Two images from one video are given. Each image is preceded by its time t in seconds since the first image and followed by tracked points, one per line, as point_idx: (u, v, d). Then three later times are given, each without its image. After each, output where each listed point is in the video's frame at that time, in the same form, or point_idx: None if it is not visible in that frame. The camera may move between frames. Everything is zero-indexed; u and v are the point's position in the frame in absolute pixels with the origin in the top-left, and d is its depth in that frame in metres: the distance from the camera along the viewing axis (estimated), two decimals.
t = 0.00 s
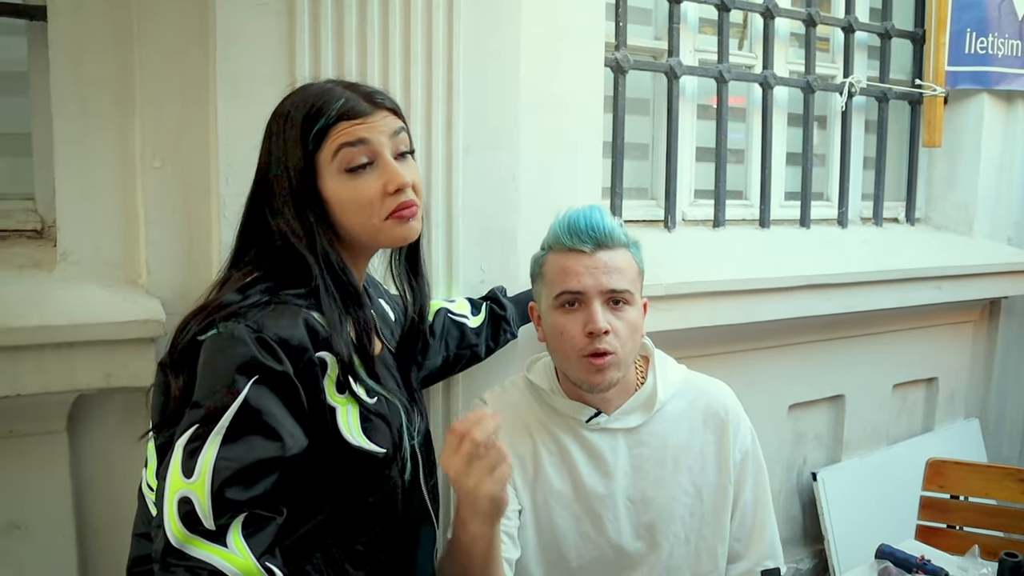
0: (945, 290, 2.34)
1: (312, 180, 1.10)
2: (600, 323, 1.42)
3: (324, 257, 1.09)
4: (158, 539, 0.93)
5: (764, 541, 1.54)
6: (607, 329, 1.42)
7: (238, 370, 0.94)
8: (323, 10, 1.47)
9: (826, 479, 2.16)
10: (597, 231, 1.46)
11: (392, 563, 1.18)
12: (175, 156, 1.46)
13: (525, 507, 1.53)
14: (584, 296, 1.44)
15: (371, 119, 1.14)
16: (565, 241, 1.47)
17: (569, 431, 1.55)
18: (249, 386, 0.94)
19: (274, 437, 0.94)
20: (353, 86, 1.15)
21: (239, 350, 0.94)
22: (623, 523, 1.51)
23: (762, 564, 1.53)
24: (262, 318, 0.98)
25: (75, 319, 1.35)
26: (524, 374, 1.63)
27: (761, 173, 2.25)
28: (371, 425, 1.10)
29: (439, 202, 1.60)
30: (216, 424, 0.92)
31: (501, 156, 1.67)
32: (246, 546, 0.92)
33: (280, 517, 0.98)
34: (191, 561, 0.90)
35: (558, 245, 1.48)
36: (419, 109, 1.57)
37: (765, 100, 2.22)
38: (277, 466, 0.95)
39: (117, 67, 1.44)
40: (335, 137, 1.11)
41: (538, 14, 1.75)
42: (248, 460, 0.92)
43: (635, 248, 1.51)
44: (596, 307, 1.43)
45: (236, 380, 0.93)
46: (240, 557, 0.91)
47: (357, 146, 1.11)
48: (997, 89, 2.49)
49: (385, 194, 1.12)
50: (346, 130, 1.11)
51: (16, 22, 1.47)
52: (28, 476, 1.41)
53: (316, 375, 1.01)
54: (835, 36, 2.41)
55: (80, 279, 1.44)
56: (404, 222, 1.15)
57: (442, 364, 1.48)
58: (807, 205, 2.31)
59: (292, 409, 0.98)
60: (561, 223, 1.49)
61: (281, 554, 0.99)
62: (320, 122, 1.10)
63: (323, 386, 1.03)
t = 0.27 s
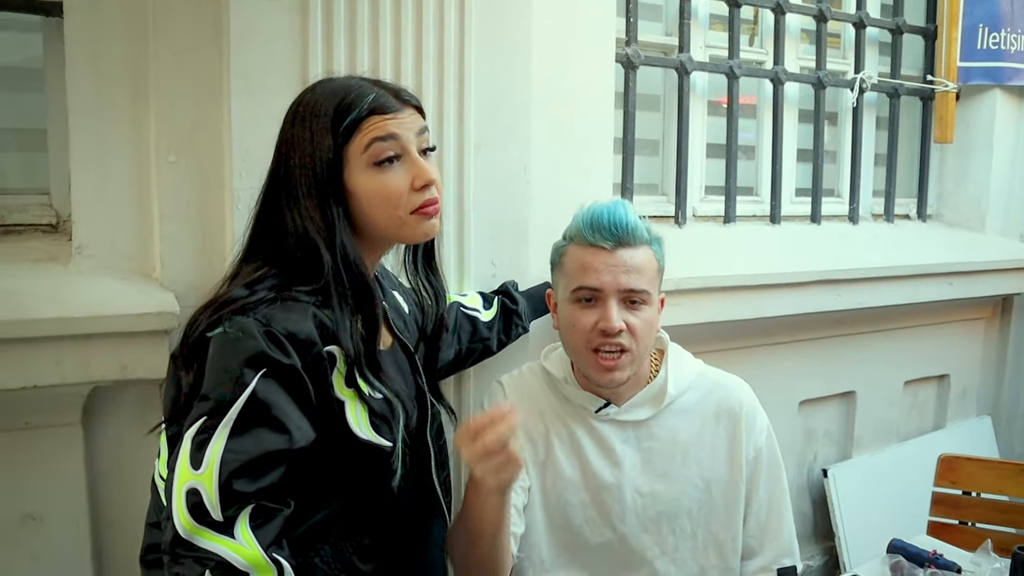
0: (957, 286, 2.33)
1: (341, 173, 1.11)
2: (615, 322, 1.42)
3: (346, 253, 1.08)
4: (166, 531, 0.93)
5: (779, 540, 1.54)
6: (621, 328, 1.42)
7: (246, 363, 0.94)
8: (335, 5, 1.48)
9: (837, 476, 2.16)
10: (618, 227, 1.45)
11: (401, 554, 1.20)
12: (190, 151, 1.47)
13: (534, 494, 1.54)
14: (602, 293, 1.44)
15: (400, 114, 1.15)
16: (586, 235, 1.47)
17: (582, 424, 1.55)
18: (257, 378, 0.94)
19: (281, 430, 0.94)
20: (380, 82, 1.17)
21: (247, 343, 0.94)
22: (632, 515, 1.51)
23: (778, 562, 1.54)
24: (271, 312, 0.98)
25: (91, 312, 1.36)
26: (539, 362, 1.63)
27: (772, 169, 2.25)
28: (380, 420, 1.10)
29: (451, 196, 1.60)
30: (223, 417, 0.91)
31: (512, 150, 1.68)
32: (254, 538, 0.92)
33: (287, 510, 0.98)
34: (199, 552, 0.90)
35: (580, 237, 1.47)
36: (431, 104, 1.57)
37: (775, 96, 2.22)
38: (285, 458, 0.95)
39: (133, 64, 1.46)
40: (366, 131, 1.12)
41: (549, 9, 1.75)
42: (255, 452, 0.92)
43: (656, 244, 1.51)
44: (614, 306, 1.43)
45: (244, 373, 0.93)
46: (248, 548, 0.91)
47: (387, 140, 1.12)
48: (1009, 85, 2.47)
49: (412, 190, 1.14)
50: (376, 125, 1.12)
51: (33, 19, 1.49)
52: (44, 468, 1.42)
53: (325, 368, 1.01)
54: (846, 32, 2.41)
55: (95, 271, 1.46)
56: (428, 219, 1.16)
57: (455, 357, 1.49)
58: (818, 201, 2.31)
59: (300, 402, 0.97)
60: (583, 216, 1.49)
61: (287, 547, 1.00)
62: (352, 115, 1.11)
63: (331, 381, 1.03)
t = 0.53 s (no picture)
0: (967, 284, 2.32)
1: (332, 165, 1.12)
2: (640, 327, 1.41)
3: (337, 246, 1.09)
4: (167, 519, 0.94)
5: (789, 546, 1.54)
6: (646, 336, 1.41)
7: (238, 355, 0.94)
8: (344, 3, 1.50)
9: (845, 474, 2.15)
10: (644, 233, 1.43)
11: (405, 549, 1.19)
12: (200, 149, 1.49)
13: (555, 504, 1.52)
14: (627, 300, 1.43)
15: (393, 109, 1.16)
16: (610, 239, 1.45)
17: (601, 429, 1.54)
18: (249, 369, 0.94)
19: (273, 421, 0.94)
20: (377, 78, 1.17)
21: (239, 335, 0.95)
22: (649, 524, 1.50)
23: (784, 568, 1.53)
24: (262, 304, 0.99)
25: (102, 307, 1.38)
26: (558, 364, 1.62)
27: (780, 167, 2.25)
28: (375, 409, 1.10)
29: (458, 194, 1.61)
30: (216, 408, 0.92)
31: (519, 147, 1.69)
32: (249, 527, 0.92)
33: (285, 500, 0.97)
34: (197, 541, 0.90)
35: (604, 241, 1.46)
36: (439, 102, 1.59)
37: (783, 94, 2.22)
38: (279, 449, 0.95)
39: (144, 62, 1.47)
40: (358, 124, 1.12)
41: (556, 7, 1.76)
42: (248, 443, 0.92)
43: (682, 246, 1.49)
44: (638, 312, 1.42)
45: (236, 365, 0.94)
46: (243, 537, 0.91)
47: (378, 134, 1.13)
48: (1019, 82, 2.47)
49: (401, 184, 1.14)
50: (369, 117, 1.13)
51: (45, 19, 1.51)
52: (56, 463, 1.44)
53: (319, 359, 1.02)
54: (854, 29, 2.40)
55: (106, 268, 1.47)
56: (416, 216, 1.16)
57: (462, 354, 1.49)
58: (826, 199, 2.30)
59: (294, 394, 0.98)
60: (608, 219, 1.47)
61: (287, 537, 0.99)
62: (345, 108, 1.12)
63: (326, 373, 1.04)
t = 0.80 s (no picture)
0: (968, 283, 2.33)
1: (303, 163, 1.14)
2: (634, 308, 1.43)
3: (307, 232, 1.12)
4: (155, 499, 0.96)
5: (790, 539, 1.55)
6: (640, 315, 1.43)
7: (220, 341, 0.96)
8: (345, 4, 1.51)
9: (846, 473, 2.16)
10: (635, 218, 1.46)
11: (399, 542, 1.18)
12: (203, 148, 1.50)
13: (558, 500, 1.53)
14: (621, 282, 1.45)
15: (368, 111, 1.14)
16: (602, 226, 1.48)
17: (602, 426, 1.54)
18: (231, 355, 0.96)
19: (254, 406, 0.96)
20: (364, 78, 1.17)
21: (222, 322, 0.97)
22: (654, 519, 1.52)
23: (784, 562, 1.55)
24: (248, 292, 1.01)
25: (106, 305, 1.40)
26: (559, 363, 1.62)
27: (781, 167, 2.25)
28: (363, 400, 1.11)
29: (459, 194, 1.63)
30: (198, 392, 0.94)
31: (520, 147, 1.70)
32: (227, 508, 0.94)
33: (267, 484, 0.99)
34: (178, 520, 0.92)
35: (596, 229, 1.49)
36: (440, 102, 1.60)
37: (784, 94, 2.22)
38: (261, 435, 0.97)
39: (147, 62, 1.49)
40: (329, 124, 1.13)
41: (557, 8, 1.77)
42: (228, 426, 0.94)
43: (674, 235, 1.51)
44: (630, 293, 1.44)
45: (218, 351, 0.96)
46: (222, 518, 0.93)
47: (345, 135, 1.12)
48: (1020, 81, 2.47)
49: (358, 188, 1.11)
50: (340, 119, 1.13)
51: (51, 20, 1.53)
52: (61, 459, 1.45)
53: (303, 347, 1.03)
54: (856, 29, 2.41)
55: (110, 266, 1.49)
56: (375, 223, 1.13)
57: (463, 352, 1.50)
58: (827, 199, 2.31)
59: (278, 381, 0.99)
60: (599, 208, 1.50)
61: (271, 520, 1.01)
62: (319, 107, 1.13)
63: (311, 361, 1.06)
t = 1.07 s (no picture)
0: (969, 282, 2.34)
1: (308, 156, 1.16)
2: (627, 308, 1.44)
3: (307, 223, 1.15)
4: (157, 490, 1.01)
5: (785, 534, 1.56)
6: (632, 316, 1.44)
7: (213, 344, 0.99)
8: (350, 7, 1.52)
9: (847, 471, 2.17)
10: (629, 218, 1.48)
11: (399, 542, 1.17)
12: (209, 149, 1.52)
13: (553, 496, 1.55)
14: (614, 282, 1.47)
15: (374, 115, 1.15)
16: (597, 226, 1.50)
17: (594, 423, 1.56)
18: (224, 358, 0.99)
19: (244, 407, 0.99)
20: (378, 81, 1.17)
21: (216, 326, 1.00)
22: (649, 514, 1.53)
23: (781, 557, 1.56)
24: (243, 295, 1.03)
25: (114, 305, 1.42)
26: (553, 362, 1.63)
27: (783, 166, 2.26)
28: (362, 400, 1.12)
29: (462, 194, 1.64)
30: (191, 392, 0.98)
31: (522, 148, 1.71)
32: (218, 502, 0.97)
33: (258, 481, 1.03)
34: (173, 512, 0.97)
35: (591, 229, 1.50)
36: (443, 103, 1.61)
37: (786, 93, 2.23)
38: (253, 437, 1.00)
39: (154, 65, 1.51)
40: (336, 124, 1.15)
41: (559, 9, 1.78)
42: (218, 427, 0.97)
43: (667, 236, 1.53)
44: (624, 293, 1.46)
45: (211, 354, 0.99)
46: (211, 512, 0.96)
47: (347, 137, 1.14)
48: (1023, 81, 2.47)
49: (353, 189, 1.13)
50: (347, 120, 1.15)
51: (59, 23, 1.55)
52: (70, 456, 1.47)
53: (297, 349, 1.05)
54: (858, 29, 2.41)
55: (117, 266, 1.51)
56: (367, 225, 1.15)
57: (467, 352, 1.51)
58: (829, 198, 2.31)
59: (272, 383, 1.02)
60: (593, 208, 1.52)
61: (265, 517, 1.04)
62: (327, 106, 1.15)
63: (307, 363, 1.07)
